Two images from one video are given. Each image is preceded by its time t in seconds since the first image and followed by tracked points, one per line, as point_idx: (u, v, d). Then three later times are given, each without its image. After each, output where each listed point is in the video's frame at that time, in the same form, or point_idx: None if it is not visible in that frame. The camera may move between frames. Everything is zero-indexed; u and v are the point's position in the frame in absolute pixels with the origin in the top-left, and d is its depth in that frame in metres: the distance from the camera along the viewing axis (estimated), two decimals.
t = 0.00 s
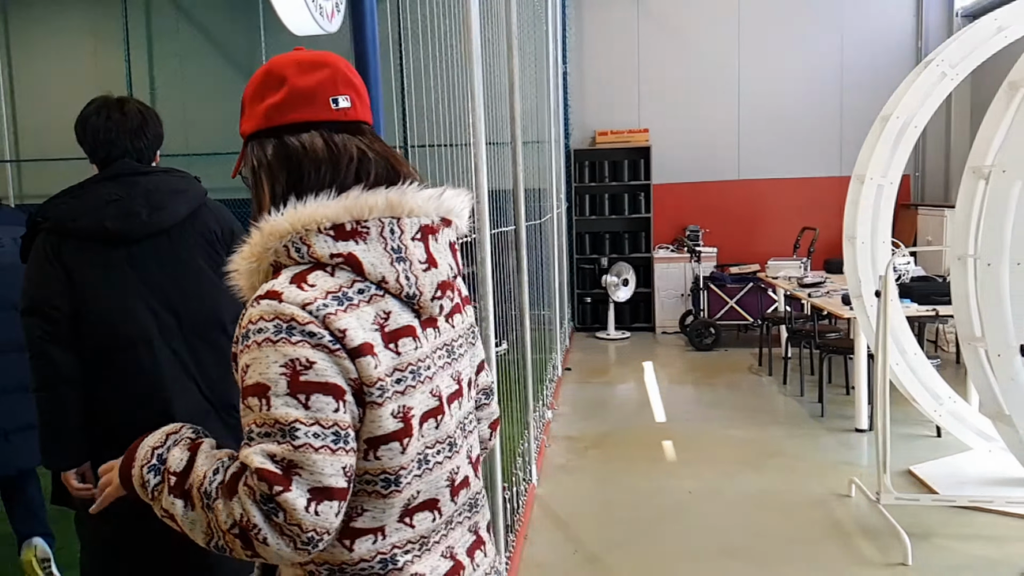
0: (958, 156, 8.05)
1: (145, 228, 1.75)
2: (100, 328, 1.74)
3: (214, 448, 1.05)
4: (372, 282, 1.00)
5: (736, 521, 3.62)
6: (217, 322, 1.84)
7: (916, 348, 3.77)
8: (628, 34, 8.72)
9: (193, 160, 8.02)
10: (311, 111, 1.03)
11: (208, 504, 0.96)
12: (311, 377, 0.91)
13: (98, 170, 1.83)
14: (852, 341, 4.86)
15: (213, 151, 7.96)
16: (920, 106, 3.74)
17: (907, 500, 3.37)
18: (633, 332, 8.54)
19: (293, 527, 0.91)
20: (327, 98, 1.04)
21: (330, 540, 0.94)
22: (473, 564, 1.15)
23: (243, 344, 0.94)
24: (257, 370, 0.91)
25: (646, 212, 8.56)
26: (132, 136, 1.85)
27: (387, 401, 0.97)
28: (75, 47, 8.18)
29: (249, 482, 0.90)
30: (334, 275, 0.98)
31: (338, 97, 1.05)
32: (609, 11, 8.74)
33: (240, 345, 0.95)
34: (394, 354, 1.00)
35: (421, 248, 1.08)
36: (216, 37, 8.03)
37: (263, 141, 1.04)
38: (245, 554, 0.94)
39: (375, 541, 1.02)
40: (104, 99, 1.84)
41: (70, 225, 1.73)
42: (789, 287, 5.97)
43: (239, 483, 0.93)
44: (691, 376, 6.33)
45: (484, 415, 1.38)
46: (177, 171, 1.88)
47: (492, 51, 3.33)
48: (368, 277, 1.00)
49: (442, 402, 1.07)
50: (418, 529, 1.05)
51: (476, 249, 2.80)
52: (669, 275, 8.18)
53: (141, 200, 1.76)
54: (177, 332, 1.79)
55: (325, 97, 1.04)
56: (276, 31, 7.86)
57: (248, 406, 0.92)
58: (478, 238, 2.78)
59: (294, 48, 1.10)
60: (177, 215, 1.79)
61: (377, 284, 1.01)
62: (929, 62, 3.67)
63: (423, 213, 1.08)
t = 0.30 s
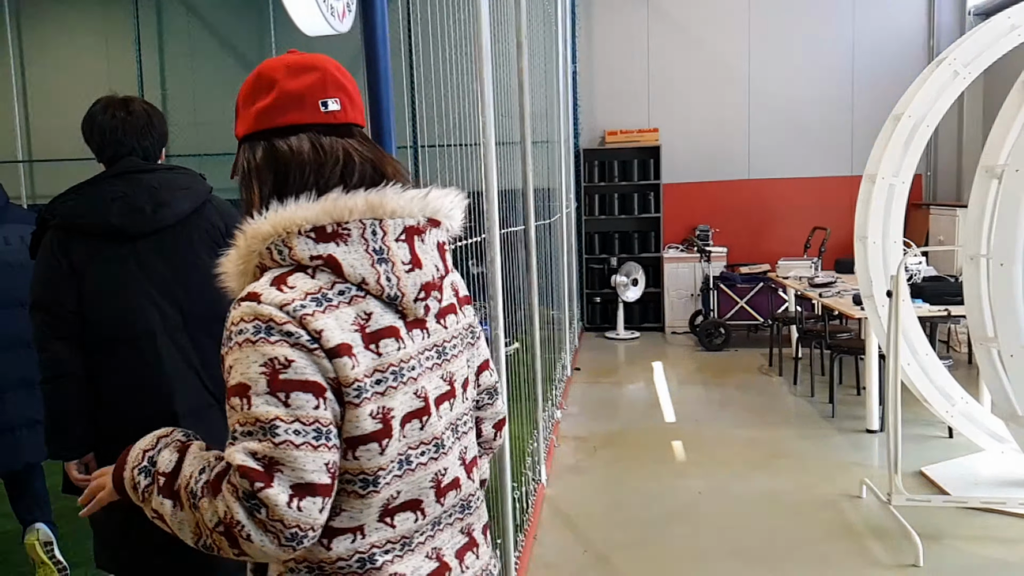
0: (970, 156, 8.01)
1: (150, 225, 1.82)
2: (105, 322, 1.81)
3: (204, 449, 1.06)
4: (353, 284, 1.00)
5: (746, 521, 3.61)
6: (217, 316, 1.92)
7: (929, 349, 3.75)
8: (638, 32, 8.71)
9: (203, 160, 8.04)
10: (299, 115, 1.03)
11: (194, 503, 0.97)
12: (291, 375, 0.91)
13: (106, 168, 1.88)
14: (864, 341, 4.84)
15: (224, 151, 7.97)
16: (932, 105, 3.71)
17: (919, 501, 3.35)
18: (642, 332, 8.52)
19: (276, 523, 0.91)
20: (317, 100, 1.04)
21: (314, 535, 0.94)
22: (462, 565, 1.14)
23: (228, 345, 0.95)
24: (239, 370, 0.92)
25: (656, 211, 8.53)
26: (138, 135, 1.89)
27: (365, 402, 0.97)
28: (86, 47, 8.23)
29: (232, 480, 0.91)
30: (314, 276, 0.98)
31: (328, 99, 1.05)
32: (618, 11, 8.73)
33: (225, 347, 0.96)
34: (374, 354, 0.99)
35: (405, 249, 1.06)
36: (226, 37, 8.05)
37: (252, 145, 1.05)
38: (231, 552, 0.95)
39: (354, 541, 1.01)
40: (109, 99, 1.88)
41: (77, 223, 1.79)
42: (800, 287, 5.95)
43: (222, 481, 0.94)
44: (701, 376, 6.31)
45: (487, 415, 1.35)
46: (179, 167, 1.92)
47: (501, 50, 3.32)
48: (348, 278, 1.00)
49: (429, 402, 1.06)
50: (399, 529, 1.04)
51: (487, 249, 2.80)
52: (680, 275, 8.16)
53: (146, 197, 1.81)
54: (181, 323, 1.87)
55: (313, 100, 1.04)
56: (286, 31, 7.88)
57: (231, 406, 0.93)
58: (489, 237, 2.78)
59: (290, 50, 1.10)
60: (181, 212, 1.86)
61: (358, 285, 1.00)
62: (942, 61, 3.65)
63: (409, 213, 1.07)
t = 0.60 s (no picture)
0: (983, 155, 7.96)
1: (155, 221, 1.95)
2: (110, 314, 1.94)
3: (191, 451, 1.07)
4: (330, 286, 1.00)
5: (756, 521, 3.60)
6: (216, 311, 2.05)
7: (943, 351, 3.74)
8: (648, 31, 8.69)
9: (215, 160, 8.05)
10: (286, 120, 1.03)
11: (177, 502, 0.98)
12: (266, 374, 0.92)
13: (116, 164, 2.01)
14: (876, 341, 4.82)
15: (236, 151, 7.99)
16: (945, 103, 3.68)
17: (931, 502, 3.33)
18: (652, 331, 8.51)
19: (254, 519, 0.92)
20: (304, 105, 1.04)
21: (294, 532, 0.94)
22: (447, 566, 1.13)
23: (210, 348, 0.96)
24: (217, 371, 0.93)
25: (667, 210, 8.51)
26: (145, 131, 2.02)
27: (339, 405, 0.97)
28: (98, 47, 8.28)
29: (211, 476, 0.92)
30: (292, 279, 0.99)
31: (316, 104, 1.05)
32: (629, 10, 8.72)
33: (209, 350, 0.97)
34: (351, 356, 0.99)
35: (384, 252, 1.06)
36: (236, 37, 8.08)
37: (240, 149, 1.06)
38: (213, 549, 0.96)
39: (331, 540, 1.01)
40: (115, 98, 2.00)
41: (85, 218, 1.92)
42: (810, 287, 5.93)
43: (203, 480, 0.95)
44: (711, 376, 6.30)
45: (489, 416, 1.34)
46: (184, 163, 2.05)
47: (512, 48, 3.32)
48: (325, 280, 1.00)
49: (412, 404, 1.05)
50: (378, 530, 1.04)
51: (498, 247, 2.83)
52: (690, 274, 8.14)
53: (151, 193, 1.95)
54: (181, 319, 1.99)
55: (301, 106, 1.04)
56: (297, 30, 7.90)
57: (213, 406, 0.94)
58: (500, 235, 2.80)
59: (283, 54, 1.10)
60: (185, 208, 1.99)
61: (336, 287, 1.01)
62: (955, 59, 3.64)
63: (389, 215, 1.06)
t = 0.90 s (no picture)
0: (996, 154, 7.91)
1: (162, 217, 2.04)
2: (118, 309, 2.02)
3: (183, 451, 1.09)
4: (312, 289, 1.01)
5: (767, 522, 3.59)
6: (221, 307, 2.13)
7: (954, 349, 3.70)
8: (658, 30, 8.68)
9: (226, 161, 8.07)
10: (276, 125, 1.04)
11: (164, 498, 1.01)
12: (246, 374, 0.94)
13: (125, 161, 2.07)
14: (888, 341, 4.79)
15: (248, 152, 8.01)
16: (959, 101, 3.66)
17: (944, 503, 3.31)
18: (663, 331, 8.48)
19: (233, 517, 0.94)
20: (296, 110, 1.05)
21: (275, 530, 0.96)
22: (436, 568, 1.13)
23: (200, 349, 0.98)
24: (201, 371, 0.96)
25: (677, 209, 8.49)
26: (155, 129, 2.09)
27: (318, 406, 0.98)
28: (111, 49, 8.33)
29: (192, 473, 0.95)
30: (275, 282, 1.00)
31: (307, 109, 1.05)
32: (639, 9, 8.71)
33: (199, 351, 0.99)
34: (332, 357, 1.00)
35: (368, 256, 1.05)
36: (247, 38, 8.10)
37: (232, 154, 1.07)
38: (196, 545, 0.98)
39: (314, 540, 1.03)
40: (126, 96, 2.06)
41: (96, 213, 2.01)
42: (822, 287, 5.91)
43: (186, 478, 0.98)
44: (722, 376, 6.28)
45: (492, 418, 1.32)
46: (192, 163, 2.13)
47: (522, 48, 3.32)
48: (306, 283, 1.01)
49: (397, 407, 1.06)
50: (362, 530, 1.05)
51: (508, 247, 2.83)
52: (701, 273, 8.13)
53: (160, 189, 2.03)
54: (186, 317, 2.07)
55: (291, 111, 1.05)
56: (308, 30, 7.93)
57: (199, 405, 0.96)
58: (509, 235, 2.81)
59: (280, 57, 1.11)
60: (193, 205, 2.08)
61: (317, 290, 1.01)
62: (969, 57, 3.62)
63: (373, 218, 1.06)
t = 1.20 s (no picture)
0: (1010, 153, 7.86)
1: (171, 214, 2.09)
2: (125, 303, 2.07)
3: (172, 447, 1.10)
4: (291, 292, 1.02)
5: (778, 522, 3.58)
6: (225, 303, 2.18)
7: (968, 349, 3.67)
8: (668, 30, 8.66)
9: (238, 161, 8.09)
10: (267, 130, 1.06)
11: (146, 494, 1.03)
12: (222, 376, 0.95)
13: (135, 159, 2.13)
14: (901, 342, 4.76)
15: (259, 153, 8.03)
16: (973, 100, 3.63)
17: (958, 504, 3.29)
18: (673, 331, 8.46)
19: (207, 515, 0.96)
20: (287, 115, 1.07)
21: (250, 529, 0.98)
22: (421, 569, 1.13)
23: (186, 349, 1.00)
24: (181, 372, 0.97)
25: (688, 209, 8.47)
26: (165, 129, 2.14)
27: (294, 409, 0.99)
28: (122, 49, 8.37)
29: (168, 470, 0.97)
30: (257, 284, 1.02)
31: (298, 114, 1.07)
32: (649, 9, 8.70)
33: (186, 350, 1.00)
34: (311, 360, 1.01)
35: (349, 259, 1.05)
36: (258, 38, 8.13)
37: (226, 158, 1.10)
38: (174, 542, 1.00)
39: (296, 539, 1.04)
40: (138, 96, 2.11)
41: (106, 210, 2.04)
42: (834, 286, 5.89)
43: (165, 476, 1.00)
44: (733, 376, 6.25)
45: (491, 420, 1.32)
46: (200, 161, 2.19)
47: (532, 47, 3.33)
48: (285, 286, 1.02)
49: (380, 409, 1.07)
50: (345, 531, 1.06)
51: (518, 247, 2.83)
52: (712, 273, 8.11)
53: (169, 188, 2.09)
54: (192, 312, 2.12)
55: (282, 115, 1.06)
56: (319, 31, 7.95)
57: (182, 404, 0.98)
58: (521, 235, 2.81)
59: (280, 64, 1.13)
60: (200, 205, 2.14)
61: (296, 293, 1.02)
62: (983, 55, 3.59)
63: (355, 222, 1.06)
